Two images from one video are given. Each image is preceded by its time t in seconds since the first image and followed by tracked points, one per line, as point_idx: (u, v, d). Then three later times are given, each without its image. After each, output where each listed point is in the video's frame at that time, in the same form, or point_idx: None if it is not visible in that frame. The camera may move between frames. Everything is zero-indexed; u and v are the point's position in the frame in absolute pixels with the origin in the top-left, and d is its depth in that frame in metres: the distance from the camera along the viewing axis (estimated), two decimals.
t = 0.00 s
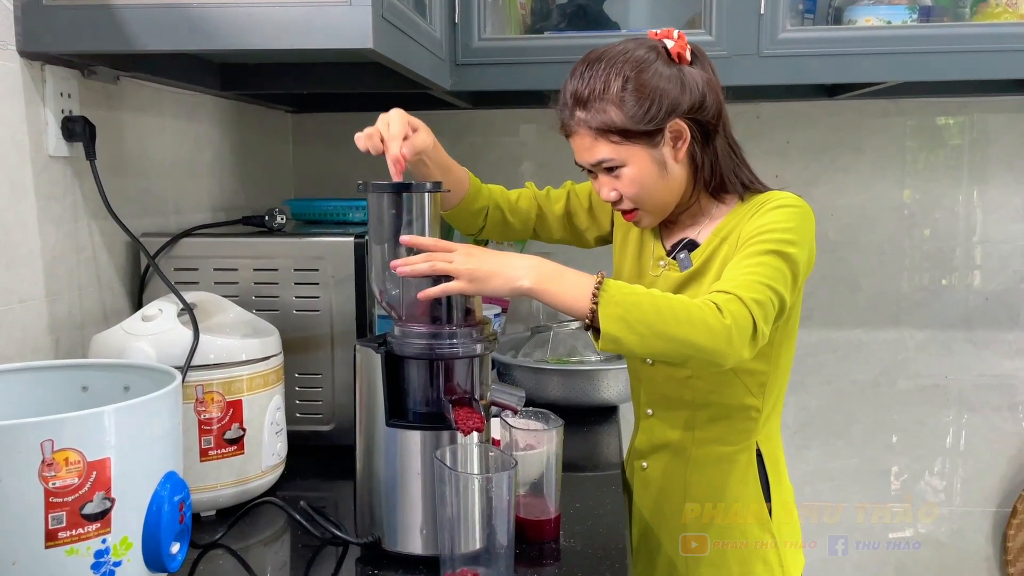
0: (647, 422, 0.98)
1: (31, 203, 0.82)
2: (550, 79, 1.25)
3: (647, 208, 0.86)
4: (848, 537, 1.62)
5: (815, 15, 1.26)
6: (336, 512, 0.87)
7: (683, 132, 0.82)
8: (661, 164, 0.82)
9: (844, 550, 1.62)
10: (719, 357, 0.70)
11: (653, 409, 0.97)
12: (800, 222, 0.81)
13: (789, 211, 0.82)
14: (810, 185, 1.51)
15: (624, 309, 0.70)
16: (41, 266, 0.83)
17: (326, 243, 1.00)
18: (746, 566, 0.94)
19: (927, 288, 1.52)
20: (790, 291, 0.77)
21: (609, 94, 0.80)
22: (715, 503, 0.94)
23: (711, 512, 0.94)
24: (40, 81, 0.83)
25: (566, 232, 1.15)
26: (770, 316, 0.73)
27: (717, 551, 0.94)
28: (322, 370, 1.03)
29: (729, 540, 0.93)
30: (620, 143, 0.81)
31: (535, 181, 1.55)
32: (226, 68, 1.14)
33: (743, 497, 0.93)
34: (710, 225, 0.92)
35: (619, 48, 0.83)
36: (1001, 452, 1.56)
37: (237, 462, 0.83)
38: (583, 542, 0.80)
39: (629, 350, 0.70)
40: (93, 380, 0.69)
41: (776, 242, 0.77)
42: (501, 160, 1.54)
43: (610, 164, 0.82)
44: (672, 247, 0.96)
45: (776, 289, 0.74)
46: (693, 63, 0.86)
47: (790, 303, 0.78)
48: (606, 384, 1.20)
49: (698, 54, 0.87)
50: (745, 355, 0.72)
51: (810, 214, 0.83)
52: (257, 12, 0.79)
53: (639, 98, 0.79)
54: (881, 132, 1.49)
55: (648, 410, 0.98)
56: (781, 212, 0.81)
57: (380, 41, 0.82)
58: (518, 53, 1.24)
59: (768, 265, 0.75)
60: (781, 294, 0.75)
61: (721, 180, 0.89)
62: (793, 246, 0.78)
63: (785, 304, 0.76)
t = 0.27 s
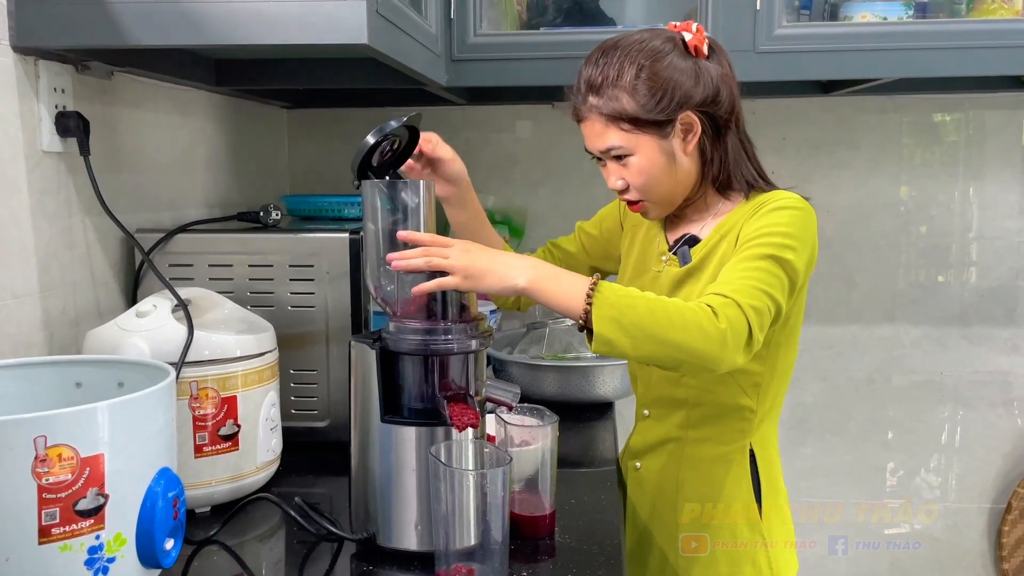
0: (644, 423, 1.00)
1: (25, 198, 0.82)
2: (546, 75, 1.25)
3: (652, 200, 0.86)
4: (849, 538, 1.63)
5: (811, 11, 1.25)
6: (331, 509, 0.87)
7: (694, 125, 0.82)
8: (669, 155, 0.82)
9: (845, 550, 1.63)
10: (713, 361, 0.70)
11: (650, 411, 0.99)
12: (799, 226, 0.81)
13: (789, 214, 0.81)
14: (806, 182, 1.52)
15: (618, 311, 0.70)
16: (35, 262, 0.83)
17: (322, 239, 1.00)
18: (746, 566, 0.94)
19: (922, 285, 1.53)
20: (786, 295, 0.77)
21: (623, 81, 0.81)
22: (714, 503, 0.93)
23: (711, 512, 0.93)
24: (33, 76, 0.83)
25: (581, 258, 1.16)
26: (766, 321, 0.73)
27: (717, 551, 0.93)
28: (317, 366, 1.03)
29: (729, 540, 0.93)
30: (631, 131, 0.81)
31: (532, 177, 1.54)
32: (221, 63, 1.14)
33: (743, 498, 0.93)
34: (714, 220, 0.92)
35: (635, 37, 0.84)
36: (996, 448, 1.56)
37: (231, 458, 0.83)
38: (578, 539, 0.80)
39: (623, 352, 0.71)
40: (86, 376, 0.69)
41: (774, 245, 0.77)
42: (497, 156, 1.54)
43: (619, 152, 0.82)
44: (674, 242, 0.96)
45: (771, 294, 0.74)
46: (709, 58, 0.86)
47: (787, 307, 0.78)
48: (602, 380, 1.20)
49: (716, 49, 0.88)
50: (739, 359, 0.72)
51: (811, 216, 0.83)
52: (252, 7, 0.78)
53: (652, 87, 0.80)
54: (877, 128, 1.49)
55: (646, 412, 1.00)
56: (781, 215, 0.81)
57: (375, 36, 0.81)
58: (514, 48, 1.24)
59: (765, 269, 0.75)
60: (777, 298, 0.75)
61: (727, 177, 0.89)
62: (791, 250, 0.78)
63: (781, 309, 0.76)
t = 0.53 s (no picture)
0: (636, 421, 1.00)
1: (20, 197, 0.82)
2: (542, 74, 1.25)
3: (643, 191, 0.85)
4: (849, 538, 1.63)
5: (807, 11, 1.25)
6: (326, 507, 0.87)
7: (691, 120, 0.82)
8: (664, 146, 0.82)
9: (844, 550, 1.63)
10: (703, 361, 0.71)
11: (642, 408, 0.99)
12: (789, 221, 0.81)
13: (779, 209, 0.81)
14: (802, 181, 1.52)
15: (610, 312, 0.71)
16: (30, 260, 0.83)
17: (318, 237, 1.00)
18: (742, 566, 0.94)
19: (918, 284, 1.53)
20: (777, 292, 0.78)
21: (626, 68, 0.81)
22: (714, 504, 0.93)
23: (711, 513, 0.93)
24: (28, 75, 0.83)
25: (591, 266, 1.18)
26: (756, 320, 0.74)
27: (717, 550, 0.93)
28: (313, 365, 1.03)
29: (728, 539, 0.93)
30: (628, 115, 0.81)
31: (528, 176, 1.54)
32: (216, 61, 1.13)
33: (739, 498, 0.93)
34: (707, 218, 0.92)
35: (642, 30, 0.84)
36: (991, 447, 1.57)
37: (226, 457, 0.83)
38: (573, 536, 0.81)
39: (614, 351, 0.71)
40: (82, 374, 0.69)
41: (763, 242, 0.77)
42: (493, 155, 1.54)
43: (614, 137, 0.82)
44: (667, 239, 0.96)
45: (762, 292, 0.75)
46: (713, 59, 0.87)
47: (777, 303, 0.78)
48: (598, 379, 1.20)
49: (721, 51, 0.88)
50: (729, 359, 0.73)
51: (800, 210, 0.83)
52: (248, 5, 0.78)
53: (654, 75, 0.80)
54: (873, 128, 1.50)
55: (638, 410, 1.00)
56: (771, 209, 0.81)
57: (371, 35, 0.81)
58: (511, 47, 1.24)
59: (755, 267, 0.76)
60: (767, 296, 0.75)
61: (720, 177, 0.89)
62: (781, 247, 0.78)
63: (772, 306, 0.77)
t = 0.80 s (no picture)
0: (637, 421, 1.00)
1: (18, 197, 0.82)
2: (540, 75, 1.25)
3: (641, 190, 0.85)
4: (849, 538, 1.63)
5: (804, 12, 1.26)
6: (324, 506, 0.88)
7: (688, 119, 0.83)
8: (661, 146, 0.82)
9: (844, 550, 1.63)
10: (678, 349, 0.72)
11: (643, 408, 1.00)
12: (784, 227, 0.81)
13: (777, 212, 0.81)
14: (799, 182, 1.52)
15: (597, 280, 0.71)
16: (27, 260, 0.83)
17: (315, 237, 1.00)
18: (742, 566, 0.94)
19: (915, 284, 1.53)
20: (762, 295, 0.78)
21: (621, 68, 0.82)
22: (715, 504, 0.93)
23: (711, 513, 0.93)
24: (26, 74, 0.83)
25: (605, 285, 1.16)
26: (737, 316, 0.74)
27: (717, 551, 0.93)
28: (311, 365, 1.03)
29: (728, 540, 0.93)
30: (624, 116, 0.81)
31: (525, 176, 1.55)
32: (214, 61, 1.13)
33: (740, 497, 0.93)
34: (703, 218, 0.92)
35: (638, 29, 0.85)
36: (987, 447, 1.57)
37: (224, 456, 0.83)
38: (570, 536, 0.81)
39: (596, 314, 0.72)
40: (79, 374, 0.69)
41: (756, 241, 0.77)
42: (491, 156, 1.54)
43: (612, 137, 0.82)
44: (665, 240, 0.96)
45: (746, 291, 0.75)
46: (710, 57, 0.87)
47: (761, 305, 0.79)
48: (595, 379, 1.20)
49: (717, 50, 0.88)
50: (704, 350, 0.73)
51: (796, 217, 0.83)
52: (247, 5, 0.78)
53: (649, 75, 0.80)
54: (870, 128, 1.50)
55: (639, 410, 1.00)
56: (769, 211, 0.81)
57: (370, 35, 0.81)
58: (509, 47, 1.24)
59: (743, 263, 0.76)
60: (751, 294, 0.75)
61: (717, 176, 0.89)
62: (773, 249, 0.78)
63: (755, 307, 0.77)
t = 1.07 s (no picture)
0: (630, 420, 1.01)
1: (17, 198, 0.82)
2: (539, 77, 1.25)
3: (632, 194, 0.86)
4: (849, 538, 1.63)
5: (802, 14, 1.27)
6: (323, 508, 0.88)
7: (675, 122, 0.83)
8: (650, 150, 0.83)
9: (844, 550, 1.63)
10: (639, 283, 0.70)
11: (635, 406, 1.00)
12: (768, 209, 0.81)
13: (763, 197, 0.81)
14: (797, 183, 1.53)
15: (561, 208, 0.71)
16: (27, 261, 0.83)
17: (315, 239, 1.00)
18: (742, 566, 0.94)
19: (912, 286, 1.54)
20: (738, 262, 0.76)
21: (606, 75, 0.82)
22: (715, 504, 0.93)
23: (711, 513, 0.93)
24: (26, 76, 0.83)
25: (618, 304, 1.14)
26: (706, 269, 0.73)
27: (717, 551, 0.93)
28: (310, 366, 1.03)
29: (729, 540, 0.93)
30: (612, 123, 0.82)
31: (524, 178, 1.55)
32: (214, 63, 1.14)
33: (740, 497, 0.93)
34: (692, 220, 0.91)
35: (621, 34, 0.85)
36: (984, 448, 1.58)
37: (223, 458, 0.83)
38: (569, 537, 0.81)
39: (555, 250, 0.71)
40: (79, 375, 0.69)
41: (732, 212, 0.77)
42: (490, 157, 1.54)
43: (600, 145, 0.83)
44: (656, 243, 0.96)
45: (718, 247, 0.74)
46: (694, 59, 0.87)
47: (734, 271, 0.76)
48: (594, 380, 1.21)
49: (701, 51, 0.88)
50: (668, 291, 0.71)
51: (781, 206, 0.83)
52: (247, 8, 0.78)
53: (635, 81, 0.81)
54: (867, 131, 1.50)
55: (632, 408, 1.01)
56: (752, 190, 0.81)
57: (369, 38, 0.82)
58: (508, 49, 1.24)
59: (716, 225, 0.75)
60: (722, 254, 0.74)
61: (705, 177, 0.88)
62: (753, 222, 0.78)
63: (728, 269, 0.75)
